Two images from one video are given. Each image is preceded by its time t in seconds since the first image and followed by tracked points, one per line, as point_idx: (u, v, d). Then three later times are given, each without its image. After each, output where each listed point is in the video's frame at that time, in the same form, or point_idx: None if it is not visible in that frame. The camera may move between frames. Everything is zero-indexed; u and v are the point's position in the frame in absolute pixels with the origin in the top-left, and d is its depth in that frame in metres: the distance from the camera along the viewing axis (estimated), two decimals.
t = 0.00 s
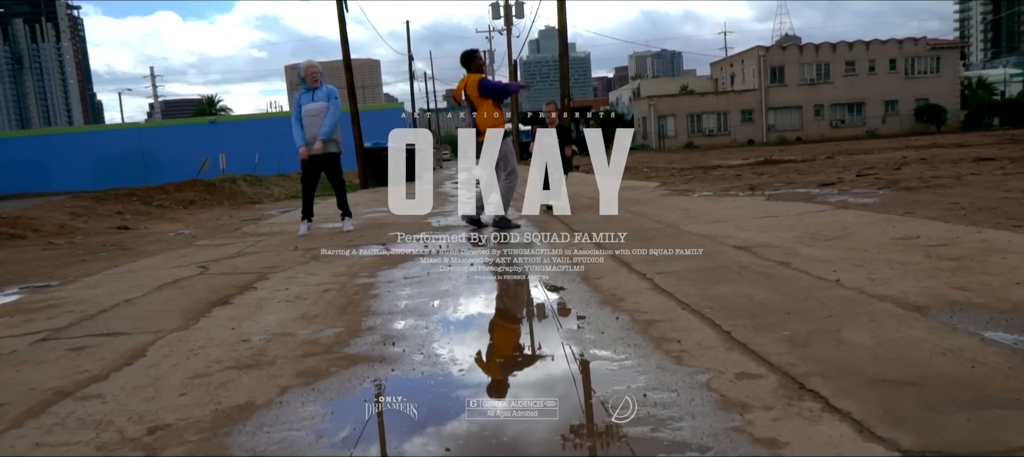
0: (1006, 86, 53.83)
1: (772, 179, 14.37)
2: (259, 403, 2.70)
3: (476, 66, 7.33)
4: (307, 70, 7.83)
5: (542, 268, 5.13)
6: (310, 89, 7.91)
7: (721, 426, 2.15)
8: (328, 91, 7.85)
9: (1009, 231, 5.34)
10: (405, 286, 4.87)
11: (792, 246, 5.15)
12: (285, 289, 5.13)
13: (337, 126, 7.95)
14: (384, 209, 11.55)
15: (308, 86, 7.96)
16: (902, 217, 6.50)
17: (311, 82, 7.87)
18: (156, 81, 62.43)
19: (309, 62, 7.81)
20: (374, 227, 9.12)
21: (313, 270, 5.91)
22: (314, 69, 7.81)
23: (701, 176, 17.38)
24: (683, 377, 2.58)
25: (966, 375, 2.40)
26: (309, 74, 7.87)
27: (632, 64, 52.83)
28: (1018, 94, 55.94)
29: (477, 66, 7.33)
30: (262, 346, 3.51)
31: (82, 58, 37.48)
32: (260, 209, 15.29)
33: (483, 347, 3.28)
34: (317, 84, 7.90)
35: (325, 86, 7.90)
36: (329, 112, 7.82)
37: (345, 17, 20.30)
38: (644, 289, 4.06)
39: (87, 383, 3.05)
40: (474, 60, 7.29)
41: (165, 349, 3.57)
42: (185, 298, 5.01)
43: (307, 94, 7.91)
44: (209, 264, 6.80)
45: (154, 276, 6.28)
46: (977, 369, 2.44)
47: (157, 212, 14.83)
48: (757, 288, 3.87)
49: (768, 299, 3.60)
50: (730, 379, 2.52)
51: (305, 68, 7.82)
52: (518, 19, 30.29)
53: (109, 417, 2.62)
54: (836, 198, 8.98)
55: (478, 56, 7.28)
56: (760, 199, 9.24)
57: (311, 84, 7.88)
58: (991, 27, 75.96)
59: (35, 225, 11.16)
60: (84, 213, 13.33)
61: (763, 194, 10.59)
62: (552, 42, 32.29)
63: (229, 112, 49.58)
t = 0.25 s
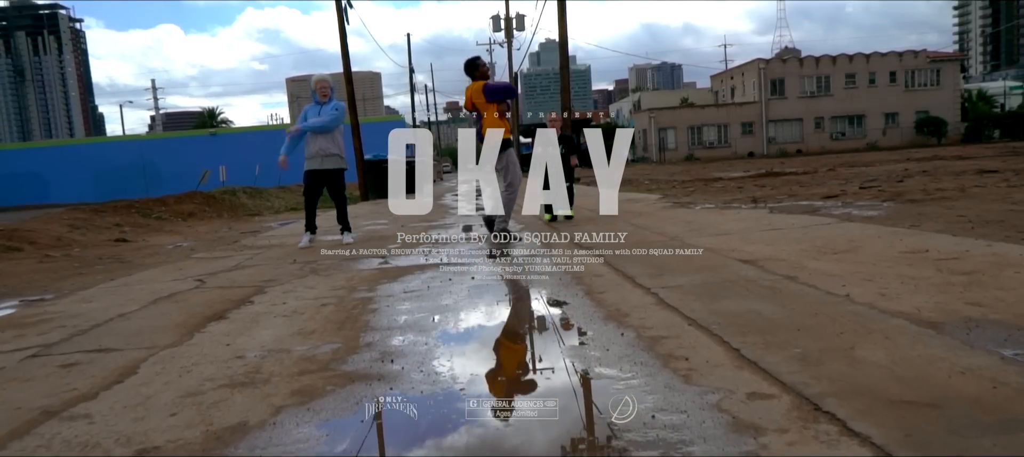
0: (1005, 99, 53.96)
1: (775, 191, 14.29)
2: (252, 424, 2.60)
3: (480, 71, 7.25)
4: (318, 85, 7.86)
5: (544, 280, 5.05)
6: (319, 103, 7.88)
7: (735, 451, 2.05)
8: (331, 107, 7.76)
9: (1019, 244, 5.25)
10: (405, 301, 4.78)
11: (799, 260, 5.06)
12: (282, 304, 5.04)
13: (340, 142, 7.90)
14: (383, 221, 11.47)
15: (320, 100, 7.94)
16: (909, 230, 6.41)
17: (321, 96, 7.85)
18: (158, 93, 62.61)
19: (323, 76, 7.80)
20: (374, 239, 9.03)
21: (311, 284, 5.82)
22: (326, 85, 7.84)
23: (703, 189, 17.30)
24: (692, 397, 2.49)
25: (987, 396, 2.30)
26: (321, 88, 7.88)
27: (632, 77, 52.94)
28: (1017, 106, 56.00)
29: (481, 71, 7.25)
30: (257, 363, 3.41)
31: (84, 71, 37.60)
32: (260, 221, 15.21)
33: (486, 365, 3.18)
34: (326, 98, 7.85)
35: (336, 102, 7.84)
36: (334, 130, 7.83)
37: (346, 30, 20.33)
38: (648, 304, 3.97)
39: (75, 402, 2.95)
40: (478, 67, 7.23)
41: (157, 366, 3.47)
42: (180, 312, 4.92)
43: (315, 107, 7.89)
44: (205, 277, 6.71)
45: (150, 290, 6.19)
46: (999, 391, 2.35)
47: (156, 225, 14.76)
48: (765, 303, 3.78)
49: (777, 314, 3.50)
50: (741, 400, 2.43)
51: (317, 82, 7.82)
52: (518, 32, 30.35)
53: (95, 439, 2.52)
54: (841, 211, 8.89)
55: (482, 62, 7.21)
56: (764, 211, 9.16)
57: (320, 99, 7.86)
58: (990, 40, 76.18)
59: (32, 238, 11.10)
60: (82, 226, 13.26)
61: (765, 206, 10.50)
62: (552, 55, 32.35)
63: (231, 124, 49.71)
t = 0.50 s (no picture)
0: (1005, 110, 54.02)
1: (777, 202, 14.21)
2: (244, 443, 2.51)
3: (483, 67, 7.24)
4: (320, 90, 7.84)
5: (546, 293, 4.97)
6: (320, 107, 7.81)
7: None
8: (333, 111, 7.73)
9: None
10: (404, 313, 4.69)
11: (805, 271, 4.97)
12: (279, 316, 4.95)
13: (338, 146, 7.82)
14: (383, 232, 11.38)
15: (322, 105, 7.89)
16: (916, 241, 6.33)
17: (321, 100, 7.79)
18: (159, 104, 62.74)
19: (323, 82, 7.70)
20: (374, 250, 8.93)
21: (309, 296, 5.73)
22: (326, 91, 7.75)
23: (705, 200, 17.24)
24: (701, 416, 2.40)
25: (1011, 417, 2.21)
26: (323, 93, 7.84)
27: (631, 87, 53.02)
28: (1017, 117, 56.03)
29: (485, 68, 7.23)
30: (252, 378, 3.31)
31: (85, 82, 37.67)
32: (260, 232, 15.15)
33: (490, 383, 3.07)
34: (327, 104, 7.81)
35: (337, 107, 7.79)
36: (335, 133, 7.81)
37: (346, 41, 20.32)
38: (653, 317, 3.88)
39: (63, 419, 2.86)
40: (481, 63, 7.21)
41: (149, 381, 3.38)
42: (175, 325, 4.82)
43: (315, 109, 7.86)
44: (202, 289, 6.62)
45: (146, 301, 6.10)
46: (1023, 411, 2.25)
47: (155, 235, 14.70)
48: (773, 316, 3.68)
49: (787, 328, 3.41)
50: (753, 419, 2.33)
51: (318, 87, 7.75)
52: (517, 42, 30.37)
53: None
54: (845, 222, 8.81)
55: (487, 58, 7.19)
56: (767, 222, 9.06)
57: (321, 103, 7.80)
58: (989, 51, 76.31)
59: (30, 248, 11.03)
60: (81, 236, 13.19)
61: (768, 217, 10.39)
62: (552, 66, 32.36)
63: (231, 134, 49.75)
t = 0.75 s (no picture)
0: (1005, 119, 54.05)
1: (779, 211, 14.13)
2: None
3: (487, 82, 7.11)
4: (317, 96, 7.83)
5: (548, 303, 4.87)
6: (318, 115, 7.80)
7: None
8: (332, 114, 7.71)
9: None
10: (403, 324, 4.59)
11: (812, 282, 4.88)
12: (276, 327, 4.86)
13: (337, 149, 7.72)
14: (383, 240, 11.29)
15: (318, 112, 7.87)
16: (922, 251, 6.24)
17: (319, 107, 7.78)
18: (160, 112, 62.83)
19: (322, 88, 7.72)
20: (374, 259, 8.84)
21: (307, 306, 5.64)
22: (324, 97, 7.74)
23: (706, 209, 17.16)
24: (710, 434, 2.31)
25: None
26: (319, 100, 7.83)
27: (631, 97, 53.09)
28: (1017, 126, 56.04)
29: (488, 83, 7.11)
30: (246, 392, 3.22)
31: (87, 91, 37.70)
32: (259, 240, 15.08)
33: (491, 398, 2.97)
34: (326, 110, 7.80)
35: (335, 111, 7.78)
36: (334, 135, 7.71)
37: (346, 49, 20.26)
38: (658, 329, 3.80)
39: (49, 435, 2.76)
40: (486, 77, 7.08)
41: (140, 395, 3.28)
42: (169, 336, 4.72)
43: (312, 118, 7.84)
44: (198, 298, 6.53)
45: (141, 311, 6.02)
46: None
47: (153, 244, 14.63)
48: (782, 329, 3.59)
49: (797, 341, 3.32)
50: (766, 438, 2.24)
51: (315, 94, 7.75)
52: (517, 51, 30.32)
53: None
54: (849, 231, 8.72)
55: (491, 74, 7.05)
56: (770, 231, 8.96)
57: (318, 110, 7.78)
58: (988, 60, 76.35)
59: (27, 257, 10.96)
60: (79, 245, 13.13)
61: (771, 226, 10.29)
62: (553, 75, 32.32)
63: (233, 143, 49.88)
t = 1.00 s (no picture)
0: (1005, 127, 54.02)
1: (781, 219, 14.03)
2: None
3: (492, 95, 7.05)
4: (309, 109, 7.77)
5: (550, 313, 4.77)
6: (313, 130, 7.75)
7: None
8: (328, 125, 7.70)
9: None
10: (402, 335, 4.50)
11: (819, 292, 4.77)
12: (272, 338, 4.76)
13: (337, 159, 7.66)
14: (382, 249, 11.19)
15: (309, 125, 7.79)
16: (930, 260, 6.14)
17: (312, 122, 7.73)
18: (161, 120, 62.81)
19: (313, 103, 7.72)
20: (373, 268, 8.73)
21: (304, 316, 5.54)
22: (317, 109, 7.70)
23: (707, 217, 17.08)
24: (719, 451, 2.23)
25: None
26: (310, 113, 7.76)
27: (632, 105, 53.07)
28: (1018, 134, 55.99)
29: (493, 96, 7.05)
30: (240, 406, 3.12)
31: (88, 99, 37.74)
32: (258, 248, 14.98)
33: (493, 411, 2.87)
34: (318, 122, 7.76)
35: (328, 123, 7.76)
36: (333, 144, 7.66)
37: (347, 57, 20.20)
38: (663, 340, 3.71)
39: (35, 451, 2.67)
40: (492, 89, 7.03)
41: (131, 408, 3.18)
42: (163, 347, 4.61)
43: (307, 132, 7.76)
44: (195, 308, 6.43)
45: (136, 321, 5.92)
46: None
47: (152, 252, 14.54)
48: (791, 340, 3.49)
49: (807, 353, 3.22)
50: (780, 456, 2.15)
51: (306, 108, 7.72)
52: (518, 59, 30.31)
53: None
54: (853, 239, 8.62)
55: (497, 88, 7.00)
56: (773, 240, 8.86)
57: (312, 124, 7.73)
58: (988, 68, 76.36)
59: (23, 265, 10.86)
60: (76, 253, 13.03)
61: (774, 234, 10.18)
62: (553, 83, 32.30)
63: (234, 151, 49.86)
